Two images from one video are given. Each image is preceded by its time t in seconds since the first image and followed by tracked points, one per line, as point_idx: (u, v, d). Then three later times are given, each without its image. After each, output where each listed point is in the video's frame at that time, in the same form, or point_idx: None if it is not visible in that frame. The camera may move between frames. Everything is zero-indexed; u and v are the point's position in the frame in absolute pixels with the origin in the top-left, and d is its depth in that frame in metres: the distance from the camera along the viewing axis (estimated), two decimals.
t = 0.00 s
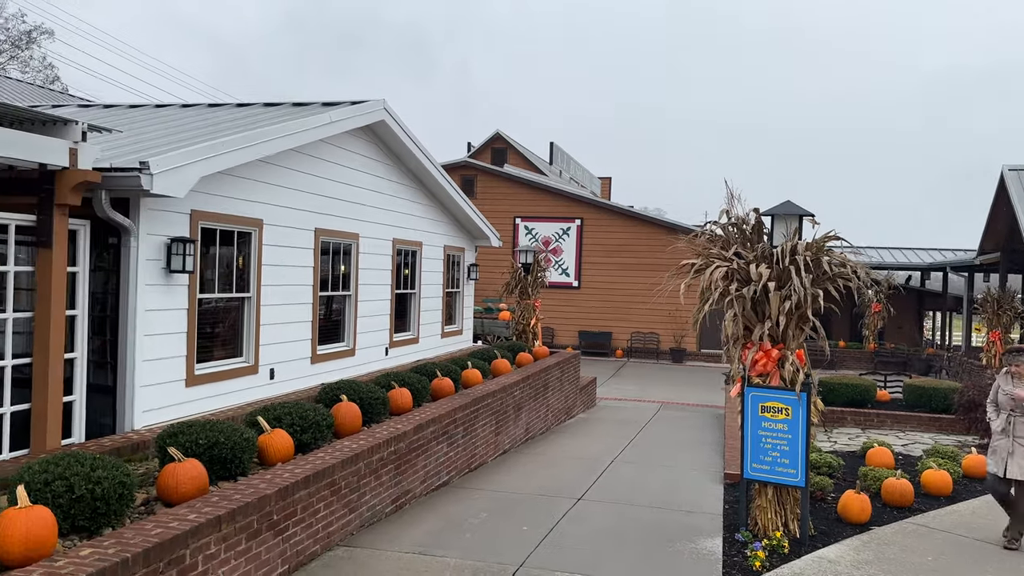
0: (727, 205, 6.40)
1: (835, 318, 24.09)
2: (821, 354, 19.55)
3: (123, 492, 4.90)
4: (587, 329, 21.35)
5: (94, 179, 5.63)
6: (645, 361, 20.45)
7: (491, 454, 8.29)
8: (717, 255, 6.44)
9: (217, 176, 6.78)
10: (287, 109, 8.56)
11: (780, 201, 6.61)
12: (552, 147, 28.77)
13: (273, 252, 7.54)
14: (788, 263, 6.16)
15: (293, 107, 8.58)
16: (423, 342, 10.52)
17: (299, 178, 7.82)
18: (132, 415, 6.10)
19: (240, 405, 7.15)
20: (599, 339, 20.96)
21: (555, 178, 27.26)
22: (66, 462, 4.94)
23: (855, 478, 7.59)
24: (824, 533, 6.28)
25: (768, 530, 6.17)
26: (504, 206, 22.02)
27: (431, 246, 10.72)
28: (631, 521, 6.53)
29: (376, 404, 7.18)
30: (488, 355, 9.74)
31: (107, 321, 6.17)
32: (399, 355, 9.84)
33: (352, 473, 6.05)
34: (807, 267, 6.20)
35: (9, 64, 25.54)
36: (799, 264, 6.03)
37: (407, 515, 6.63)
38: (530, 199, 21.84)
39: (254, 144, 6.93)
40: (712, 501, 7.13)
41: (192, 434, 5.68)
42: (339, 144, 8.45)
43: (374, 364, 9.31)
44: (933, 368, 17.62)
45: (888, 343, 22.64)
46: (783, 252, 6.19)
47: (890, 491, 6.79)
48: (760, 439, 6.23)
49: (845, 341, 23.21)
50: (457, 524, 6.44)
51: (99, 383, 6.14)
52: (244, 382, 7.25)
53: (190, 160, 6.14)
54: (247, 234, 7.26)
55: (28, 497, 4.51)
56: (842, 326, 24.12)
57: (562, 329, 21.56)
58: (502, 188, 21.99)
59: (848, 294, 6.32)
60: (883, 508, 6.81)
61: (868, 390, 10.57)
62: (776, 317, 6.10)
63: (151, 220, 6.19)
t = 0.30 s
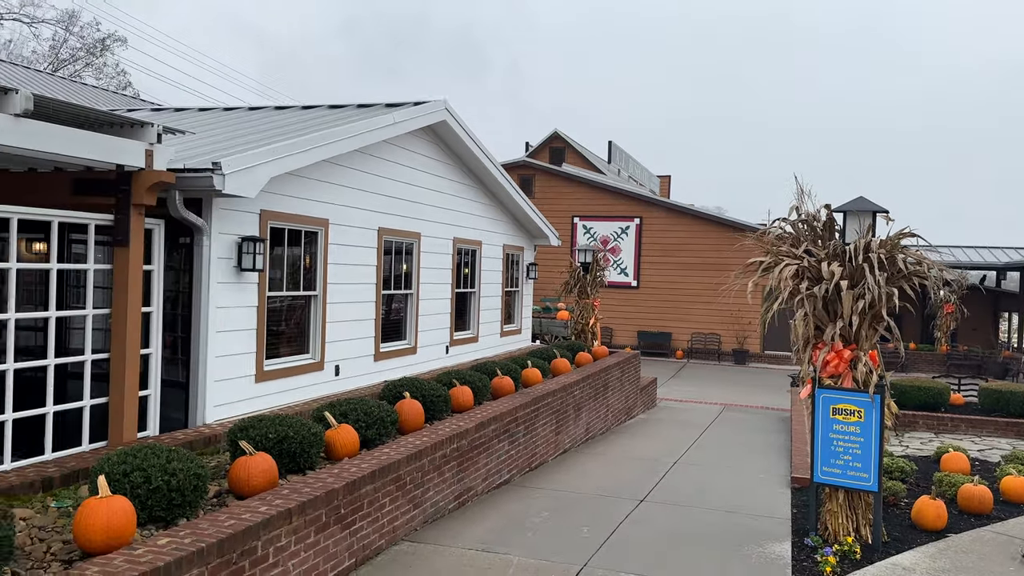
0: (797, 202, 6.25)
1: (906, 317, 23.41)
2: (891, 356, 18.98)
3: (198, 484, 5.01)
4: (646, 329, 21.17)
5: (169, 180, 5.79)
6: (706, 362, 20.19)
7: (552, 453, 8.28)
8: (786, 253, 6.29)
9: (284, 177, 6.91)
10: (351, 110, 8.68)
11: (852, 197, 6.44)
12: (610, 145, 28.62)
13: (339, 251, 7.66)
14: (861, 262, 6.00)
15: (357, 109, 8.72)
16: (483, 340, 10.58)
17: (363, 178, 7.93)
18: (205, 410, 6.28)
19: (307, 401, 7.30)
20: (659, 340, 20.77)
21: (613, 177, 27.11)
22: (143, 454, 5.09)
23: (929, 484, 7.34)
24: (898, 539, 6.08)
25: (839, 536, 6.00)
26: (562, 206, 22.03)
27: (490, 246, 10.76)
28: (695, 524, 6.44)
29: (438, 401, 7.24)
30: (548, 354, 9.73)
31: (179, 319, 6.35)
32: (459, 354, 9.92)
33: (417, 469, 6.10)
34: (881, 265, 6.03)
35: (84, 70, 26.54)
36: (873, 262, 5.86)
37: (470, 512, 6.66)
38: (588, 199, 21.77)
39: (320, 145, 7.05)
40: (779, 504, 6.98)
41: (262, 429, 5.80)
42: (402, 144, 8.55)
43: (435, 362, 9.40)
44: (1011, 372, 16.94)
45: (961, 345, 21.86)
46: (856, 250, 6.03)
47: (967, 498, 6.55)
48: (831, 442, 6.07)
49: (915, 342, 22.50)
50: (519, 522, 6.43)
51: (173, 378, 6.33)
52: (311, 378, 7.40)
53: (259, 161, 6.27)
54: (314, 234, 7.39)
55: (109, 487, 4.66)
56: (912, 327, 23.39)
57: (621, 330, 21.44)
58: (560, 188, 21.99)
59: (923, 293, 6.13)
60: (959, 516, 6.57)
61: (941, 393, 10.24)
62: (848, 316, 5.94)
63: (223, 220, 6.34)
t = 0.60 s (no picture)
0: (877, 198, 6.08)
1: (989, 318, 22.50)
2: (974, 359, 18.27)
3: (276, 476, 5.13)
4: (714, 330, 20.88)
5: (248, 181, 5.95)
6: (777, 364, 19.81)
7: (619, 454, 8.23)
8: (866, 251, 6.13)
9: (357, 178, 7.05)
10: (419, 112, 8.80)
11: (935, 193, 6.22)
12: (677, 143, 28.34)
13: (408, 250, 7.78)
14: (945, 260, 5.79)
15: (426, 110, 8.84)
16: (548, 340, 10.60)
17: (432, 179, 8.04)
18: (281, 405, 6.44)
19: (377, 397, 7.45)
20: (727, 341, 20.47)
21: (680, 175, 26.84)
22: (224, 446, 5.25)
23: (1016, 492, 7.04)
24: (983, 548, 5.85)
25: (920, 543, 5.80)
26: (628, 205, 21.93)
27: (556, 245, 10.78)
28: (767, 528, 6.32)
29: (506, 399, 7.27)
30: (614, 354, 9.68)
31: (255, 317, 6.53)
32: (524, 353, 9.96)
33: (486, 466, 6.15)
34: (966, 263, 5.81)
35: (162, 77, 27.54)
36: (959, 260, 5.65)
37: (538, 510, 6.67)
38: (654, 198, 21.60)
39: (391, 146, 7.17)
40: (854, 510, 6.80)
41: (337, 423, 5.93)
42: (469, 145, 8.64)
43: (501, 361, 9.47)
44: None
45: None
46: (940, 248, 5.83)
47: None
48: (912, 447, 5.87)
49: (1000, 345, 21.61)
50: (588, 522, 6.40)
51: (252, 374, 6.54)
52: (381, 375, 7.54)
53: (334, 162, 6.41)
54: (384, 233, 7.51)
55: (192, 477, 4.83)
56: (996, 329, 22.47)
57: (688, 330, 21.20)
58: (626, 187, 21.90)
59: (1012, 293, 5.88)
60: None
61: None
62: (931, 316, 5.74)
63: (298, 220, 6.50)
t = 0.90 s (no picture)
0: (970, 193, 5.83)
1: None
2: None
3: (356, 469, 5.26)
4: (792, 333, 20.39)
5: (328, 181, 6.11)
6: (858, 367, 19.21)
7: (694, 456, 8.13)
8: (957, 249, 5.88)
9: (432, 178, 7.16)
10: (493, 113, 8.88)
11: None
12: (754, 141, 27.78)
13: (482, 249, 7.85)
14: None
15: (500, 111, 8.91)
16: (620, 340, 10.55)
17: (506, 179, 8.10)
18: (360, 400, 6.59)
19: (451, 394, 7.55)
20: (806, 344, 19.97)
21: (756, 173, 26.30)
22: (307, 439, 5.41)
23: None
24: None
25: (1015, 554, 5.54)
26: (703, 204, 21.65)
27: (629, 245, 10.71)
28: (849, 534, 6.14)
29: (578, 398, 7.27)
30: (688, 354, 9.56)
31: (335, 314, 6.71)
32: (596, 353, 9.94)
33: (560, 465, 6.16)
34: None
35: (243, 83, 28.50)
36: None
37: (611, 511, 6.65)
38: (729, 197, 21.26)
39: (465, 146, 7.25)
40: (943, 519, 6.54)
41: (414, 419, 6.04)
42: (542, 145, 8.67)
43: (573, 360, 9.48)
44: None
45: None
46: None
47: None
48: (1007, 453, 5.60)
49: None
50: (663, 524, 6.34)
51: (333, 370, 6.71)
52: (454, 373, 7.64)
53: (410, 163, 6.53)
54: (458, 233, 7.60)
55: (277, 468, 4.98)
56: None
57: (765, 332, 20.77)
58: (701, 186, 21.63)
59: None
60: None
61: None
62: None
63: (376, 220, 6.64)
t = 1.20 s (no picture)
0: None
1: None
2: None
3: (438, 463, 5.35)
4: (881, 335, 19.67)
5: (411, 182, 6.23)
6: (952, 372, 18.38)
7: (778, 461, 7.93)
8: None
9: (511, 177, 7.21)
10: (571, 112, 8.88)
11: None
12: (842, 137, 26.88)
13: (560, 249, 7.86)
14: None
15: (579, 110, 8.91)
16: (700, 341, 10.38)
17: (584, 178, 8.09)
18: (441, 397, 6.69)
19: (530, 393, 7.59)
20: (897, 347, 19.23)
21: (844, 170, 25.45)
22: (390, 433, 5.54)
23: None
24: None
25: None
26: (787, 203, 21.08)
27: (710, 244, 10.53)
28: (944, 544, 5.87)
29: (658, 399, 7.19)
30: (771, 356, 9.33)
31: (416, 312, 6.83)
32: (676, 354, 9.81)
33: (641, 465, 6.10)
34: None
35: (327, 89, 29.30)
36: None
37: (693, 513, 6.55)
38: (815, 195, 20.65)
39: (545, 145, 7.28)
40: None
41: (494, 416, 6.09)
42: (621, 143, 8.61)
43: (653, 361, 9.38)
44: None
45: None
46: None
47: None
48: None
49: None
50: (746, 528, 6.21)
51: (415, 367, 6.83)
52: (532, 372, 7.67)
53: (490, 162, 6.59)
54: (536, 232, 7.63)
55: (362, 461, 5.11)
56: None
57: (852, 335, 20.09)
58: (784, 184, 21.08)
59: None
60: None
61: None
62: None
63: (457, 220, 6.73)
